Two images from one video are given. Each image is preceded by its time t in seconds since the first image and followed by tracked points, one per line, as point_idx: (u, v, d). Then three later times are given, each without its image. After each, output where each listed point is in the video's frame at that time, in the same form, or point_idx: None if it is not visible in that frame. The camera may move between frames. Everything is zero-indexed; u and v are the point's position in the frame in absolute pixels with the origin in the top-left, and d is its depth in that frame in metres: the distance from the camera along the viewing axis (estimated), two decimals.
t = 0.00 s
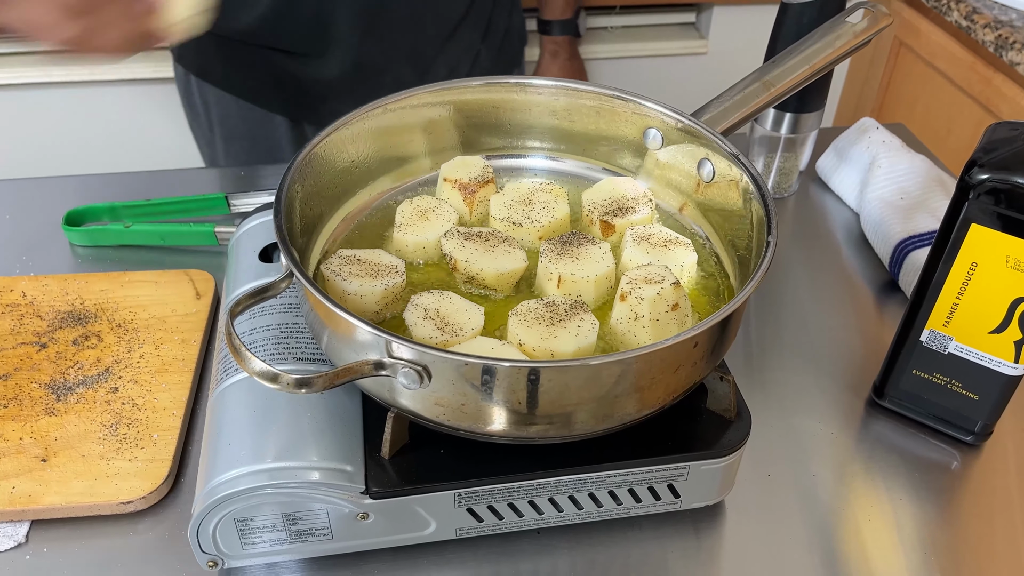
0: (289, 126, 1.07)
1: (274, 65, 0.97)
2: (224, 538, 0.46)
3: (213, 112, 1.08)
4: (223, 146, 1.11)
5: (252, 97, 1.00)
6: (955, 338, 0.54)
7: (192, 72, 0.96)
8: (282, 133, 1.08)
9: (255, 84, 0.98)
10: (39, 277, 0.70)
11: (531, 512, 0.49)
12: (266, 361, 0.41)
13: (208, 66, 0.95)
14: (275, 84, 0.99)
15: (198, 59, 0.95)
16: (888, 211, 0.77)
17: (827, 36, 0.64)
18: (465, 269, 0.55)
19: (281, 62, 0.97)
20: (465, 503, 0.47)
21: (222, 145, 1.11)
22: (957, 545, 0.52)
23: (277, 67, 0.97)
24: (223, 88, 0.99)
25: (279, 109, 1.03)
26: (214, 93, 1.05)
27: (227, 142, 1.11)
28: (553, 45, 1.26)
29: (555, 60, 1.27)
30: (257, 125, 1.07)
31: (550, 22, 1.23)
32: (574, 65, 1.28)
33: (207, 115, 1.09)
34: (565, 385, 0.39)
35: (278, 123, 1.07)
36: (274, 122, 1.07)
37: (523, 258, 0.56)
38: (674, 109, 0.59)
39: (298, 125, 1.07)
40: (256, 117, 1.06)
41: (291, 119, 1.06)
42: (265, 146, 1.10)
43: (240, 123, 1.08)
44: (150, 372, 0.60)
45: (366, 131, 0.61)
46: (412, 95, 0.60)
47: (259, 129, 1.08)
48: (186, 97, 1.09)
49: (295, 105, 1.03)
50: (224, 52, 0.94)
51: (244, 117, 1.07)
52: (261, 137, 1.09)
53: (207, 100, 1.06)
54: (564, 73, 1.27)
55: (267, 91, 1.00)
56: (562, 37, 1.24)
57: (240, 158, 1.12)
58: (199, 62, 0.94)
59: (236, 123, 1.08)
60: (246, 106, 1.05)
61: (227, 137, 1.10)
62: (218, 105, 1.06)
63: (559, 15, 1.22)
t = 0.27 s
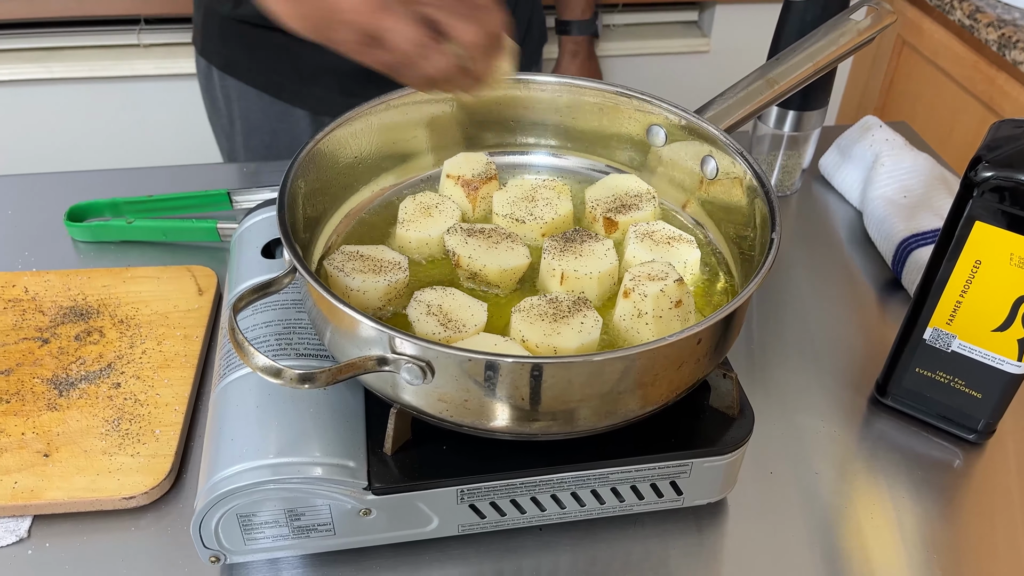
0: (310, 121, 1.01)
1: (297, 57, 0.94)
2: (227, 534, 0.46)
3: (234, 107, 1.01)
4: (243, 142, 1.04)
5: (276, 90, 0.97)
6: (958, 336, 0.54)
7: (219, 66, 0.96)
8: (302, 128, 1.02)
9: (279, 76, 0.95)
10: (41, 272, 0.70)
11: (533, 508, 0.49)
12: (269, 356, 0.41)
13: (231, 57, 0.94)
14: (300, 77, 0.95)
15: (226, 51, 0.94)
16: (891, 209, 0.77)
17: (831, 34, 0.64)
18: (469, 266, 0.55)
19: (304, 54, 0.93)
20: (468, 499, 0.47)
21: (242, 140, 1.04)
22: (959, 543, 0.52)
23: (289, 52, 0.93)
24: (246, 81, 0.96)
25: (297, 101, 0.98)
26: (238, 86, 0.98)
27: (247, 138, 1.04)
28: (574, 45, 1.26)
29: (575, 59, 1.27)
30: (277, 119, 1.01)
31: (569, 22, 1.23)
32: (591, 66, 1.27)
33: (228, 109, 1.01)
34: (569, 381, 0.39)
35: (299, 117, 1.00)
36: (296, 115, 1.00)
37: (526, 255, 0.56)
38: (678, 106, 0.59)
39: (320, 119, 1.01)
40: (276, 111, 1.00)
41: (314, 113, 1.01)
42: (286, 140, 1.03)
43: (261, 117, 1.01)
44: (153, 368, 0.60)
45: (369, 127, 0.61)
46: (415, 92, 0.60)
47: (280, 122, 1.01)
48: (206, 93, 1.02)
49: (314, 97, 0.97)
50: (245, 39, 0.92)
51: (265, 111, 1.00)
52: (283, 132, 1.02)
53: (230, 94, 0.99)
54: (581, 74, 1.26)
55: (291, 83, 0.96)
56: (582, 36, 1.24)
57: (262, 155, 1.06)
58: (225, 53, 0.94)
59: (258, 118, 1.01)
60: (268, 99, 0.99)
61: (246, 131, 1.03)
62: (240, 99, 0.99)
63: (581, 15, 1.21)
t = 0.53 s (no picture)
0: (325, 121, 0.99)
1: (312, 56, 0.92)
2: (231, 530, 0.46)
3: (248, 107, 0.99)
4: (257, 141, 1.02)
5: (289, 89, 0.95)
6: (960, 334, 0.54)
7: (233, 66, 0.95)
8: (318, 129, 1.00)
9: (293, 75, 0.93)
10: (46, 269, 0.70)
11: (535, 505, 0.49)
12: (274, 353, 0.41)
13: (245, 56, 0.93)
14: (314, 76, 0.93)
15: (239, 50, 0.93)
16: (893, 209, 0.77)
17: (834, 33, 0.64)
18: (472, 264, 0.55)
19: (319, 51, 0.92)
20: (471, 496, 0.48)
21: (255, 139, 1.02)
22: (960, 541, 0.52)
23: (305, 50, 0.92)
24: (261, 81, 0.95)
25: (312, 101, 0.95)
26: (252, 86, 0.97)
27: (260, 138, 1.02)
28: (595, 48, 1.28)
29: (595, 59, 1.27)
30: (293, 119, 0.98)
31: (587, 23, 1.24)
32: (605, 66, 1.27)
33: (241, 109, 1.00)
34: (572, 378, 0.39)
35: (314, 117, 0.98)
36: (310, 115, 0.98)
37: (529, 253, 0.56)
38: (681, 105, 0.59)
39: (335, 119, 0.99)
40: (291, 111, 0.98)
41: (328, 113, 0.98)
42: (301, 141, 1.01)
43: (276, 117, 0.99)
44: (157, 365, 0.60)
45: (373, 126, 0.61)
46: (419, 91, 0.61)
47: (295, 122, 0.99)
48: (219, 91, 1.01)
49: (329, 96, 0.95)
50: (260, 37, 0.91)
51: (279, 111, 0.98)
52: (298, 131, 1.00)
53: (243, 94, 0.98)
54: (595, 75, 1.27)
55: (306, 82, 0.94)
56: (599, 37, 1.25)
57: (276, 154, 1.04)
58: (238, 52, 0.93)
59: (271, 118, 0.99)
60: (282, 98, 0.97)
61: (260, 132, 1.01)
62: (254, 98, 0.98)
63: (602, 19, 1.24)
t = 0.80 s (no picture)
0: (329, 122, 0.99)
1: (316, 56, 0.92)
2: (234, 530, 0.46)
3: (251, 107, 0.99)
4: (260, 140, 1.02)
5: (293, 90, 0.95)
6: (961, 338, 0.54)
7: (237, 66, 0.95)
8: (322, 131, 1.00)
9: (297, 76, 0.93)
10: (49, 270, 0.70)
11: (537, 507, 0.49)
12: (277, 354, 0.42)
13: (249, 57, 0.93)
14: (318, 77, 0.93)
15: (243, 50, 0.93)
16: (895, 212, 0.77)
17: (836, 36, 0.64)
18: (474, 265, 0.55)
19: (323, 52, 0.92)
20: (472, 498, 0.48)
21: (258, 139, 1.03)
22: (960, 544, 0.52)
23: (309, 52, 0.92)
24: (264, 81, 0.95)
25: (315, 102, 0.96)
26: (255, 86, 0.97)
27: (264, 138, 1.02)
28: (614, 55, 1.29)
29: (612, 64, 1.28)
30: (296, 120, 0.99)
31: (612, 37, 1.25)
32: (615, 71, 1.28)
33: (244, 109, 1.00)
34: (574, 380, 0.39)
35: (318, 117, 0.98)
36: (314, 116, 0.98)
37: (531, 255, 0.56)
38: (683, 108, 0.59)
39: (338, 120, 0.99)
40: (295, 112, 0.98)
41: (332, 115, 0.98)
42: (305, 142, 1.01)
43: (279, 117, 0.99)
44: (160, 365, 0.60)
45: (376, 128, 0.61)
46: (422, 93, 0.61)
47: (298, 123, 0.99)
48: (222, 90, 1.02)
49: (332, 97, 0.95)
50: (264, 38, 0.91)
51: (282, 112, 0.98)
52: (301, 132, 1.00)
53: (246, 94, 0.98)
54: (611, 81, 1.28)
55: (309, 83, 0.94)
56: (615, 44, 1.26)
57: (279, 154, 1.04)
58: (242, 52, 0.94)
59: (275, 118, 0.99)
60: (286, 99, 0.97)
61: (263, 132, 1.01)
62: (257, 98, 0.98)
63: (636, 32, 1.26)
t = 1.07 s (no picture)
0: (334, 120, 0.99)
1: (322, 54, 0.92)
2: (235, 530, 0.46)
3: (256, 104, 1.00)
4: (264, 137, 1.03)
5: (298, 87, 0.96)
6: (964, 340, 0.54)
7: (244, 61, 0.96)
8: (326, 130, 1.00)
9: (303, 73, 0.94)
10: (52, 270, 0.70)
11: (538, 508, 0.49)
12: (279, 355, 0.42)
13: (256, 53, 0.94)
14: (323, 75, 0.94)
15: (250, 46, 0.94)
16: (897, 213, 0.77)
17: (838, 37, 0.64)
18: (476, 266, 0.55)
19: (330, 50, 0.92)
20: (474, 498, 0.48)
21: (263, 136, 1.03)
22: (963, 547, 0.52)
23: (316, 50, 0.92)
24: (270, 78, 0.96)
25: (319, 100, 0.96)
26: (261, 83, 0.97)
27: (268, 135, 1.02)
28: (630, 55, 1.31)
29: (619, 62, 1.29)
30: (301, 118, 0.99)
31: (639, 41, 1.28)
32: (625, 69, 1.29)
33: (249, 106, 1.00)
34: (576, 381, 0.39)
35: (322, 115, 0.98)
36: (319, 114, 0.99)
37: (533, 256, 0.56)
38: (686, 109, 0.59)
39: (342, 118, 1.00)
40: (300, 109, 0.98)
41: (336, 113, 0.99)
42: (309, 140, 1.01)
43: (284, 114, 0.99)
44: (161, 365, 0.60)
45: (378, 128, 0.61)
46: (424, 93, 0.61)
47: (302, 121, 0.99)
48: (228, 86, 1.02)
49: (337, 96, 0.96)
50: (271, 36, 0.91)
51: (287, 109, 0.99)
52: (306, 130, 1.01)
53: (252, 90, 0.98)
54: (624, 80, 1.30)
55: (315, 81, 0.95)
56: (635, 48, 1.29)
57: (282, 152, 1.04)
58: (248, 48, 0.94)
59: (280, 115, 0.99)
60: (291, 97, 0.97)
61: (267, 129, 1.01)
62: (262, 95, 0.98)
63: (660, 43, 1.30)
